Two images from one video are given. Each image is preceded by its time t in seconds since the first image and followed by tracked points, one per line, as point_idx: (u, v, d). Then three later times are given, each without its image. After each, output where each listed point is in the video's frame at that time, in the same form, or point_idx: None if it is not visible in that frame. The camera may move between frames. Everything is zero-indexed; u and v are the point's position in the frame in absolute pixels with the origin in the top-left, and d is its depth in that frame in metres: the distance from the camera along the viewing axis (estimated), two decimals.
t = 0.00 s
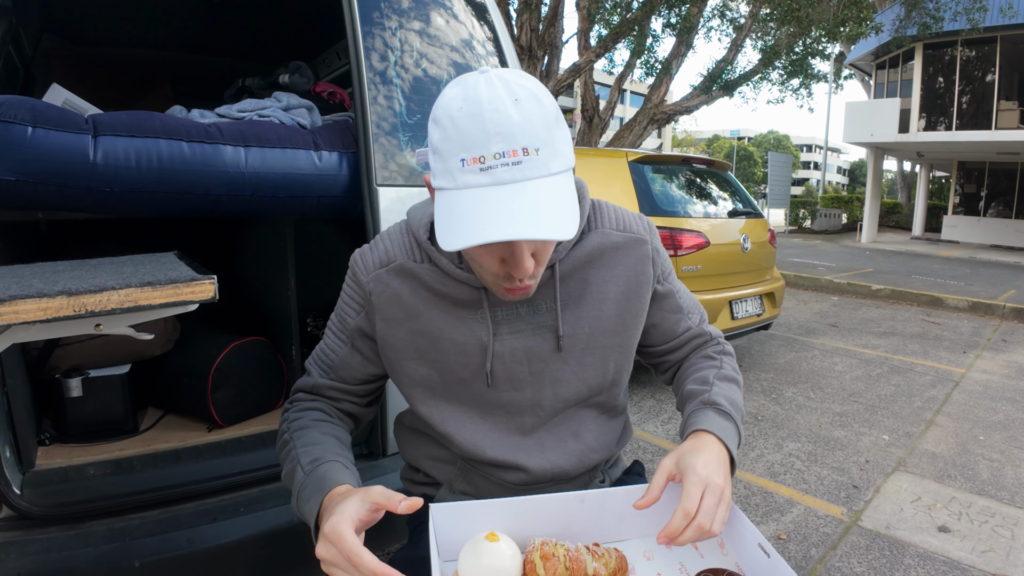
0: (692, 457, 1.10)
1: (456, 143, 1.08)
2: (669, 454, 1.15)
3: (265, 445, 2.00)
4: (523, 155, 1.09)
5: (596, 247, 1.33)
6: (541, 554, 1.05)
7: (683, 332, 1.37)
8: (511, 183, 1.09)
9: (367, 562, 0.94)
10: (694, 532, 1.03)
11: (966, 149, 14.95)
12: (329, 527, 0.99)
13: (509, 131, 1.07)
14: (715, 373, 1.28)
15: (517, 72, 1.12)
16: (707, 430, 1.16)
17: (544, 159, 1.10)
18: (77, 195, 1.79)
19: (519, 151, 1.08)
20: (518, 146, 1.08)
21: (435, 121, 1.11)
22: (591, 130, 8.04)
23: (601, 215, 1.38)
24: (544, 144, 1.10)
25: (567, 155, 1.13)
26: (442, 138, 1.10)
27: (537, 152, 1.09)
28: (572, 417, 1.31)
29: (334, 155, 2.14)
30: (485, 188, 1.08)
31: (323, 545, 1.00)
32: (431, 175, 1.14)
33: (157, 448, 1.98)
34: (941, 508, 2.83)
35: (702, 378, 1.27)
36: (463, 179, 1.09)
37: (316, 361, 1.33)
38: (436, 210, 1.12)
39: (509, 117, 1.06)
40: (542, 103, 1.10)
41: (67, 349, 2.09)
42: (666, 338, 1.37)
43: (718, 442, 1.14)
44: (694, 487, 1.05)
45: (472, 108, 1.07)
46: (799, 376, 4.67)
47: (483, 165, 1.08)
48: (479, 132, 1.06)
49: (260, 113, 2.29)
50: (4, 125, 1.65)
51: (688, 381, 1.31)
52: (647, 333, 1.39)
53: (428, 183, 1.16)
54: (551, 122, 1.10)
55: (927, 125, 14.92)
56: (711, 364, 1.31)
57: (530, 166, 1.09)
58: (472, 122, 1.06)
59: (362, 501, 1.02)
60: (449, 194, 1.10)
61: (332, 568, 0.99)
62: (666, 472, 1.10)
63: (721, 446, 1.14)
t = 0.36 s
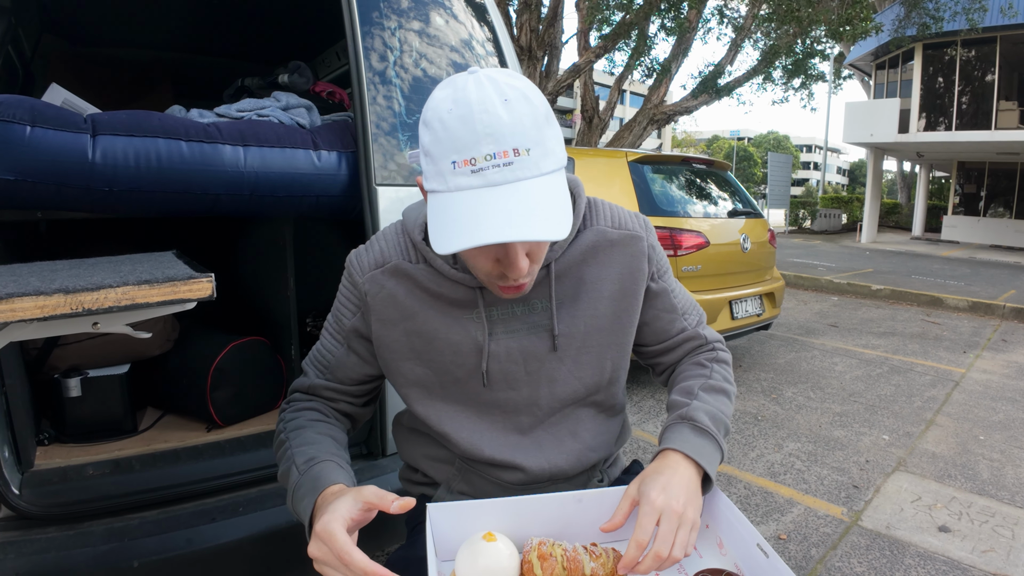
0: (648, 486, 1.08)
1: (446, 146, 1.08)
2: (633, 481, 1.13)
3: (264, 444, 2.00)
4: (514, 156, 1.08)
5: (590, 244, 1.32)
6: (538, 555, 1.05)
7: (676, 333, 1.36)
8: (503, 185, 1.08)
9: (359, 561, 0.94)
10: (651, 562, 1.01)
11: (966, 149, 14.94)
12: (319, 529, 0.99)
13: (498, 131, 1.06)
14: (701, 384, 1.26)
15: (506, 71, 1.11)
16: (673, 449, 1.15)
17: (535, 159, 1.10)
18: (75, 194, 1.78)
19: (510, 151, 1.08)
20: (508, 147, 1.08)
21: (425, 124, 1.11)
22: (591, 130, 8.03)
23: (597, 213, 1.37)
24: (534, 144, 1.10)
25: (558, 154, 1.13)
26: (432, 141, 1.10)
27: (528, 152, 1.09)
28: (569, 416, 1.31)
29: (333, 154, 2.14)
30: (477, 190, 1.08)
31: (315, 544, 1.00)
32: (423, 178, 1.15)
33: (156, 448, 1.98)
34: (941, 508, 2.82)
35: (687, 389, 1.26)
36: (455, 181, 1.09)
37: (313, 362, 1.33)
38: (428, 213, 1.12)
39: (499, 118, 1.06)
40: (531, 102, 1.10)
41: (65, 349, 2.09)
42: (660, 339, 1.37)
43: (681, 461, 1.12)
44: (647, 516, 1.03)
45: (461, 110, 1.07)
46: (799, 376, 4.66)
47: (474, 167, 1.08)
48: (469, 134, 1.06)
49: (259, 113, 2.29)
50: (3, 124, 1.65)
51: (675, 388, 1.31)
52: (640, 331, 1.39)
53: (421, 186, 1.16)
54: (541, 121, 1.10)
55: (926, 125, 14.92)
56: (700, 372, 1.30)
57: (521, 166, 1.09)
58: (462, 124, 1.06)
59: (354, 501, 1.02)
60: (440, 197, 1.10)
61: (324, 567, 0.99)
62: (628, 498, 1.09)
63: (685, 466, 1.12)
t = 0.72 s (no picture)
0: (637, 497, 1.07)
1: (441, 146, 1.08)
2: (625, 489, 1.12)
3: (263, 445, 2.00)
4: (510, 155, 1.08)
5: (587, 245, 1.32)
6: (538, 555, 1.05)
7: (672, 334, 1.36)
8: (499, 184, 1.08)
9: (358, 560, 0.94)
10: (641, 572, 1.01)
11: (966, 149, 14.94)
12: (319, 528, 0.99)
13: (493, 131, 1.06)
14: (697, 389, 1.25)
15: (500, 71, 1.11)
16: (663, 457, 1.14)
17: (530, 158, 1.10)
18: (74, 194, 1.78)
19: (505, 151, 1.08)
20: (504, 147, 1.08)
21: (420, 125, 1.11)
22: (591, 130, 8.04)
23: (594, 214, 1.37)
24: (530, 143, 1.10)
25: (554, 153, 1.13)
26: (427, 142, 1.09)
27: (523, 151, 1.09)
28: (567, 416, 1.31)
29: (333, 155, 2.14)
30: (473, 190, 1.08)
31: (314, 544, 1.00)
32: (419, 179, 1.14)
33: (155, 449, 1.97)
34: (941, 508, 2.82)
35: (682, 394, 1.25)
36: (450, 181, 1.09)
37: (311, 364, 1.33)
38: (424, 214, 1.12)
39: (494, 118, 1.06)
40: (525, 101, 1.10)
41: (65, 349, 2.08)
42: (657, 339, 1.37)
43: (671, 469, 1.12)
44: (636, 528, 1.02)
45: (455, 111, 1.07)
46: (799, 376, 4.66)
47: (469, 167, 1.08)
48: (464, 134, 1.06)
49: (258, 113, 2.29)
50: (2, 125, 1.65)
51: (671, 391, 1.30)
52: (637, 332, 1.39)
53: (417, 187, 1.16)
54: (535, 120, 1.10)
55: (926, 125, 14.92)
56: (695, 376, 1.29)
57: (517, 166, 1.09)
58: (456, 125, 1.06)
59: (353, 501, 1.02)
60: (436, 197, 1.10)
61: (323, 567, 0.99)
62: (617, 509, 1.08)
63: (676, 474, 1.11)
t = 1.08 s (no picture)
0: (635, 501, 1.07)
1: (443, 148, 1.08)
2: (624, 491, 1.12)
3: (264, 445, 2.00)
4: (512, 157, 1.09)
5: (587, 245, 1.32)
6: (538, 554, 1.05)
7: (672, 334, 1.36)
8: (502, 186, 1.09)
9: (373, 543, 0.94)
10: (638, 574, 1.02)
11: (966, 149, 14.95)
12: (331, 514, 1.00)
13: (495, 133, 1.07)
14: (696, 390, 1.26)
15: (500, 73, 1.12)
16: (661, 459, 1.14)
17: (533, 159, 1.11)
18: (75, 195, 1.78)
19: (508, 152, 1.08)
20: (506, 148, 1.08)
21: (422, 128, 1.11)
22: (591, 131, 8.05)
23: (594, 214, 1.37)
24: (532, 144, 1.10)
25: (555, 154, 1.13)
26: (429, 144, 1.10)
27: (525, 153, 1.10)
28: (568, 416, 1.31)
29: (333, 155, 2.14)
30: (476, 192, 1.08)
31: (328, 530, 1.01)
32: (421, 181, 1.15)
33: (155, 449, 1.98)
34: (941, 508, 2.83)
35: (681, 395, 1.25)
36: (453, 184, 1.09)
37: (312, 364, 1.33)
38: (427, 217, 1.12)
39: (496, 120, 1.06)
40: (526, 102, 1.10)
41: (66, 349, 2.09)
42: (657, 339, 1.37)
43: (668, 471, 1.12)
44: (634, 531, 1.03)
45: (457, 113, 1.07)
46: (799, 376, 4.66)
47: (472, 169, 1.08)
48: (466, 136, 1.06)
49: (259, 114, 2.29)
50: (3, 126, 1.65)
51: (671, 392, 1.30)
52: (637, 331, 1.40)
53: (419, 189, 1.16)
54: (536, 121, 1.11)
55: (926, 125, 14.92)
56: (694, 377, 1.29)
57: (519, 167, 1.10)
58: (459, 127, 1.06)
59: (368, 489, 1.03)
60: (439, 200, 1.10)
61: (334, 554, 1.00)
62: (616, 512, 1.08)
63: (673, 475, 1.11)
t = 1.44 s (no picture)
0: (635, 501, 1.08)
1: (450, 147, 1.08)
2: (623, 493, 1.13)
3: (264, 445, 2.00)
4: (519, 156, 1.09)
5: (588, 246, 1.33)
6: (538, 554, 1.06)
7: (672, 335, 1.37)
8: (509, 185, 1.09)
9: (442, 499, 0.99)
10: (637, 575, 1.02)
11: (966, 150, 14.95)
12: (400, 466, 1.04)
13: (503, 132, 1.07)
14: (696, 392, 1.26)
15: (506, 73, 1.12)
16: (659, 462, 1.14)
17: (539, 159, 1.11)
18: (76, 196, 1.79)
19: (515, 152, 1.09)
20: (513, 148, 1.09)
21: (429, 127, 1.11)
22: (591, 132, 8.05)
23: (595, 215, 1.38)
24: (539, 144, 1.11)
25: (562, 154, 1.14)
26: (436, 143, 1.10)
27: (533, 152, 1.10)
28: (568, 416, 1.32)
29: (334, 156, 2.15)
30: (483, 190, 1.09)
31: (384, 479, 1.03)
32: (427, 180, 1.15)
33: (156, 450, 1.98)
34: (941, 508, 2.83)
35: (681, 397, 1.26)
36: (460, 182, 1.10)
37: (312, 362, 1.33)
38: (433, 215, 1.13)
39: (504, 120, 1.07)
40: (534, 103, 1.11)
41: (66, 350, 2.09)
42: (658, 340, 1.38)
43: (666, 473, 1.12)
44: (634, 532, 1.03)
45: (465, 112, 1.08)
46: (799, 377, 4.67)
47: (480, 168, 1.09)
48: (474, 135, 1.07)
49: (260, 115, 2.30)
50: (5, 127, 1.66)
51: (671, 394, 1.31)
52: (638, 332, 1.40)
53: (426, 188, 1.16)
54: (543, 122, 1.11)
55: (926, 125, 14.92)
56: (695, 379, 1.30)
57: (526, 167, 1.10)
58: (466, 126, 1.07)
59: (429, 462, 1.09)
60: (446, 198, 1.11)
61: (381, 504, 1.01)
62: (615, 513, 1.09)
63: (672, 478, 1.12)
